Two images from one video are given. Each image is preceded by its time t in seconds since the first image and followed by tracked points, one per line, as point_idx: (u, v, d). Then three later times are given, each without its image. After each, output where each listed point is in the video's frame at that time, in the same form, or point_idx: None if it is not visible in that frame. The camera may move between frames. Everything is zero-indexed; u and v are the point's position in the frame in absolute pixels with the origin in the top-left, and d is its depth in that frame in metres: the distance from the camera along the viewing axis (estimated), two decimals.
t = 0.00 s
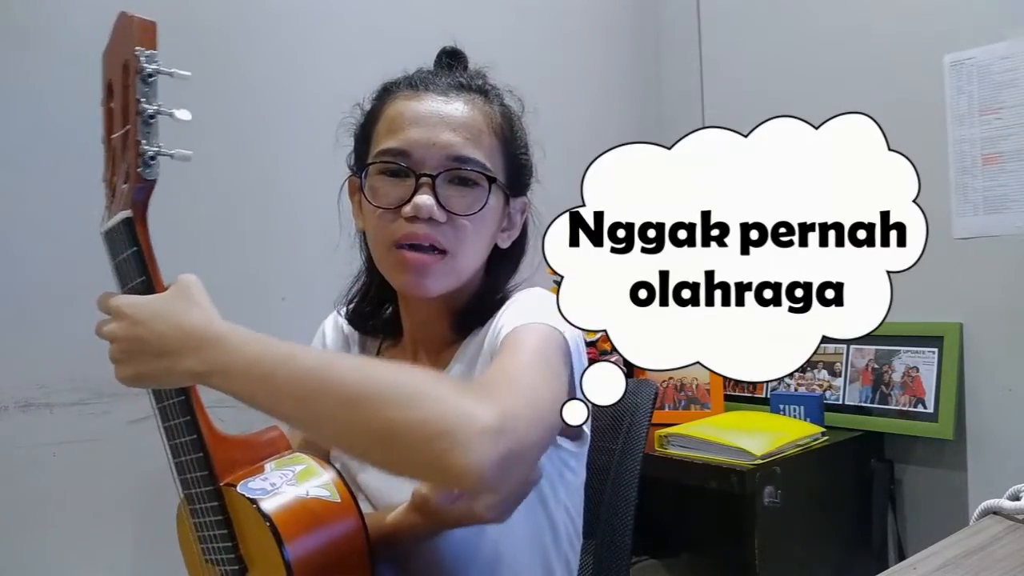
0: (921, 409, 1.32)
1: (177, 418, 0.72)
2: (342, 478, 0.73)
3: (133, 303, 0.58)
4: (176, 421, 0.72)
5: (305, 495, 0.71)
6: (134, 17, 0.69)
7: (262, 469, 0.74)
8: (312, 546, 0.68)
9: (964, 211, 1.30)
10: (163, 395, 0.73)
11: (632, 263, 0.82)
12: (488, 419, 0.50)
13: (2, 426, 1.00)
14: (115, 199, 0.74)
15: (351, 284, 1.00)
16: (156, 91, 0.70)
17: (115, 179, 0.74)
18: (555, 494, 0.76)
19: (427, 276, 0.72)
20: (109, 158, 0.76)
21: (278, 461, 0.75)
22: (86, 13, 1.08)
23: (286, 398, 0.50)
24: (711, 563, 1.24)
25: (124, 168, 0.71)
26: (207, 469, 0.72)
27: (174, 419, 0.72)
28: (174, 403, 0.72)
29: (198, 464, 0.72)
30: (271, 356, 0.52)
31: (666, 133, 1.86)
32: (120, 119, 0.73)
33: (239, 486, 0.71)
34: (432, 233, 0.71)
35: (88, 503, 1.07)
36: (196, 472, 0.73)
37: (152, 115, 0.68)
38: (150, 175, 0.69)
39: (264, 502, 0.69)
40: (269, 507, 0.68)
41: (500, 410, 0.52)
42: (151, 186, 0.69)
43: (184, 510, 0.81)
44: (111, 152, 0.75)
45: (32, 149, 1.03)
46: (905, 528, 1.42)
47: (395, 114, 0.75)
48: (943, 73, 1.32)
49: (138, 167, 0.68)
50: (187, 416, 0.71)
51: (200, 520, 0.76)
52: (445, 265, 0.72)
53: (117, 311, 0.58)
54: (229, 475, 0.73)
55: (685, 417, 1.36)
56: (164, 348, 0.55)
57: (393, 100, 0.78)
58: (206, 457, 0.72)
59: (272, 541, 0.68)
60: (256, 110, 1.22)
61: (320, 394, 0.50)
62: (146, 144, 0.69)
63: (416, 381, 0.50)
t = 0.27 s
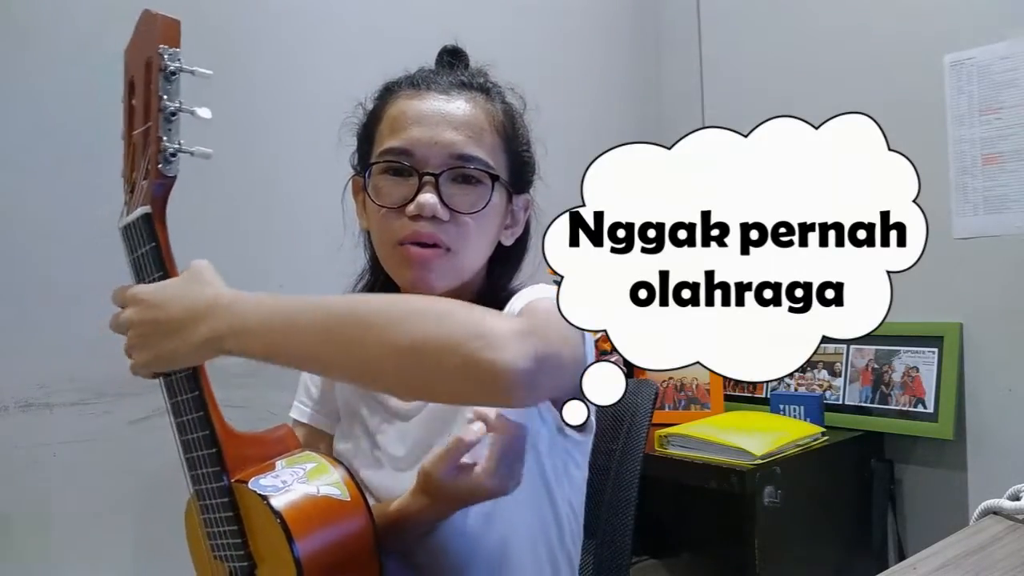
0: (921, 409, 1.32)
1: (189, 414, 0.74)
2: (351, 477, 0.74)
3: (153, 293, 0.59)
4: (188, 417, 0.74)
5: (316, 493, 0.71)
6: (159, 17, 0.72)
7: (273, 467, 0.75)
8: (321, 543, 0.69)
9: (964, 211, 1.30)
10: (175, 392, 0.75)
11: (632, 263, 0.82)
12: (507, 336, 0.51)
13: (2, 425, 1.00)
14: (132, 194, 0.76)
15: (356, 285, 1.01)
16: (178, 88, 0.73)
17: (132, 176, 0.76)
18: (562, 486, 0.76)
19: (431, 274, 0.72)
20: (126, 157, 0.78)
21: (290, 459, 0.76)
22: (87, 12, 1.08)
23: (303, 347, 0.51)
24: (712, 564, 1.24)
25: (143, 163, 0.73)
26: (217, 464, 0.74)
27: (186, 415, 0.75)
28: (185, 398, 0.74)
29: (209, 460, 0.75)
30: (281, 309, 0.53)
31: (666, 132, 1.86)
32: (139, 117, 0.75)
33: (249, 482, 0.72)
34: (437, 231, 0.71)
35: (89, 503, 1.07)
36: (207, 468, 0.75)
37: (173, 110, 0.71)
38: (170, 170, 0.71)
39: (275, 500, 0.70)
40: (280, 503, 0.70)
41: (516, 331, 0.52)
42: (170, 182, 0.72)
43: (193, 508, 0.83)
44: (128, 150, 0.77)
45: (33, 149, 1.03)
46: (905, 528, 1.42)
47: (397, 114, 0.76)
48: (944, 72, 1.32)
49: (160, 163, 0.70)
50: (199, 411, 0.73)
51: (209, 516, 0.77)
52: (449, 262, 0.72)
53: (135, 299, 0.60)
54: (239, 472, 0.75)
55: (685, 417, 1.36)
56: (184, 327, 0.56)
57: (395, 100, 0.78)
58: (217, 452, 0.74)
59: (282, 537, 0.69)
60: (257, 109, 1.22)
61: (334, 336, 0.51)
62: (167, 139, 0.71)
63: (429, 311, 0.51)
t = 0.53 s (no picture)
0: (921, 409, 1.32)
1: (202, 407, 0.75)
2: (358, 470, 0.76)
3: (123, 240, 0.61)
4: (200, 410, 0.76)
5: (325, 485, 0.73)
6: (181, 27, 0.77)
7: (282, 460, 0.77)
8: (331, 536, 0.71)
9: (964, 211, 1.30)
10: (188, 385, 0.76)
11: (632, 263, 0.82)
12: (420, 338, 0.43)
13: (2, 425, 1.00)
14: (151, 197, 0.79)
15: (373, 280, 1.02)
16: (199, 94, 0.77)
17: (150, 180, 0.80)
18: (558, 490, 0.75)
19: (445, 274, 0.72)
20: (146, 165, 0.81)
21: (300, 454, 0.78)
22: (88, 12, 1.08)
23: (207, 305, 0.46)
24: (712, 563, 1.24)
25: (162, 165, 0.76)
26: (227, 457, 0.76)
27: (199, 408, 0.76)
28: (199, 392, 0.75)
29: (220, 453, 0.76)
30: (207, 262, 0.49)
31: (666, 132, 1.86)
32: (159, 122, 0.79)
33: (259, 474, 0.74)
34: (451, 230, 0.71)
35: (89, 503, 1.07)
36: (217, 461, 0.77)
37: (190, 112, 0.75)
38: (188, 169, 0.74)
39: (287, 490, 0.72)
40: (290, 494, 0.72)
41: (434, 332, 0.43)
42: (188, 182, 0.75)
43: (200, 501, 0.84)
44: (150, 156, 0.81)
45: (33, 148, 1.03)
46: (905, 528, 1.42)
47: (414, 115, 0.76)
48: (943, 72, 1.32)
49: (179, 164, 0.74)
50: (212, 404, 0.75)
51: (216, 509, 0.79)
52: (463, 262, 0.72)
53: (122, 247, 0.61)
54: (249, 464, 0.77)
55: (685, 417, 1.36)
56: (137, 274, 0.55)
57: (412, 100, 0.78)
58: (228, 446, 0.76)
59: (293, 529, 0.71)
60: (258, 108, 1.22)
61: (234, 299, 0.45)
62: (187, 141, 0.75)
63: (342, 296, 0.43)
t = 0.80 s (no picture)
0: (921, 409, 1.32)
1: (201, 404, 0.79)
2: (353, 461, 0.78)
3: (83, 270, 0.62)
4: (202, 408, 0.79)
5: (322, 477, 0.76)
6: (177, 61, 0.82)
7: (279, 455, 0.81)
8: (324, 533, 0.73)
9: (964, 211, 1.30)
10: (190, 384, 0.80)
11: (632, 263, 0.82)
12: (316, 402, 0.49)
13: (1, 425, 1.00)
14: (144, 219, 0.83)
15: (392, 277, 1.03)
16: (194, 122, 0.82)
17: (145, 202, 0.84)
18: (553, 504, 0.73)
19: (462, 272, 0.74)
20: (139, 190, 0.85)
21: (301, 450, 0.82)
22: (88, 12, 1.08)
23: (146, 337, 0.54)
24: (712, 563, 1.24)
25: (159, 187, 0.80)
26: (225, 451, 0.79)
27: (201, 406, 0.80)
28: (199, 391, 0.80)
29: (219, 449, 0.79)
30: (155, 290, 0.55)
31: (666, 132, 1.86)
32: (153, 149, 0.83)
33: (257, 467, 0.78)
34: (468, 229, 0.72)
35: (88, 504, 1.07)
36: (215, 456, 0.80)
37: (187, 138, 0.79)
38: (185, 189, 0.79)
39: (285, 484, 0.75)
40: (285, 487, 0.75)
41: (334, 394, 0.50)
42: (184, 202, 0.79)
43: (202, 502, 0.87)
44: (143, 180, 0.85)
45: (33, 149, 1.03)
46: (905, 528, 1.42)
47: (434, 112, 0.75)
48: (943, 72, 1.32)
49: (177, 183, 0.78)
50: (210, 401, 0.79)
51: (216, 506, 0.81)
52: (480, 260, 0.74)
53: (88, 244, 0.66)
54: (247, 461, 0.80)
55: (685, 417, 1.36)
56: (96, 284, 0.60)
57: (432, 97, 0.77)
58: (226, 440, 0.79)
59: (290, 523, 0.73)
60: (258, 108, 1.22)
61: (166, 338, 0.52)
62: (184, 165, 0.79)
63: (260, 353, 0.50)
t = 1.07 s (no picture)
0: (921, 409, 1.32)
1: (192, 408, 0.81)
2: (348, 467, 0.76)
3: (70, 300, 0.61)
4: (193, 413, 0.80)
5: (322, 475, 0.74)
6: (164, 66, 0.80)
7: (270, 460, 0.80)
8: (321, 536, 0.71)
9: (964, 211, 1.30)
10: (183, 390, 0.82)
11: (631, 263, 0.82)
12: (303, 444, 0.48)
13: (2, 425, 1.00)
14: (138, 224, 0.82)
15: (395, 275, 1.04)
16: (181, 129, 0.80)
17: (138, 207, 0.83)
18: (555, 508, 0.73)
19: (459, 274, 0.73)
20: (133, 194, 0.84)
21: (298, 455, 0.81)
22: (88, 12, 1.07)
23: (134, 372, 0.53)
24: (712, 563, 1.24)
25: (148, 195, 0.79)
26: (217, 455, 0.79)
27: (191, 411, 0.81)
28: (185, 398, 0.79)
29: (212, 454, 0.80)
30: (140, 322, 0.54)
31: (666, 132, 1.86)
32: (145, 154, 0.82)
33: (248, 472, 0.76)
34: (466, 231, 0.72)
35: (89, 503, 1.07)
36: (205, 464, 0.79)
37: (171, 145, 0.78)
38: (171, 196, 0.77)
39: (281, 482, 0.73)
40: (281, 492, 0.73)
41: (319, 434, 0.49)
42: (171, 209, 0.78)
43: (201, 512, 0.86)
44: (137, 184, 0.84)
45: (33, 149, 1.03)
46: (905, 528, 1.42)
47: (438, 110, 0.75)
48: (943, 72, 1.32)
49: (162, 191, 0.77)
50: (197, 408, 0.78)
51: (212, 514, 0.82)
52: (478, 263, 0.73)
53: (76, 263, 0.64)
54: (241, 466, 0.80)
55: (685, 417, 1.36)
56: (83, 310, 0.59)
57: (437, 95, 0.77)
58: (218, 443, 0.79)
59: (284, 529, 0.71)
60: (258, 108, 1.22)
61: (153, 375, 0.51)
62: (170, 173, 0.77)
63: (251, 391, 0.49)
